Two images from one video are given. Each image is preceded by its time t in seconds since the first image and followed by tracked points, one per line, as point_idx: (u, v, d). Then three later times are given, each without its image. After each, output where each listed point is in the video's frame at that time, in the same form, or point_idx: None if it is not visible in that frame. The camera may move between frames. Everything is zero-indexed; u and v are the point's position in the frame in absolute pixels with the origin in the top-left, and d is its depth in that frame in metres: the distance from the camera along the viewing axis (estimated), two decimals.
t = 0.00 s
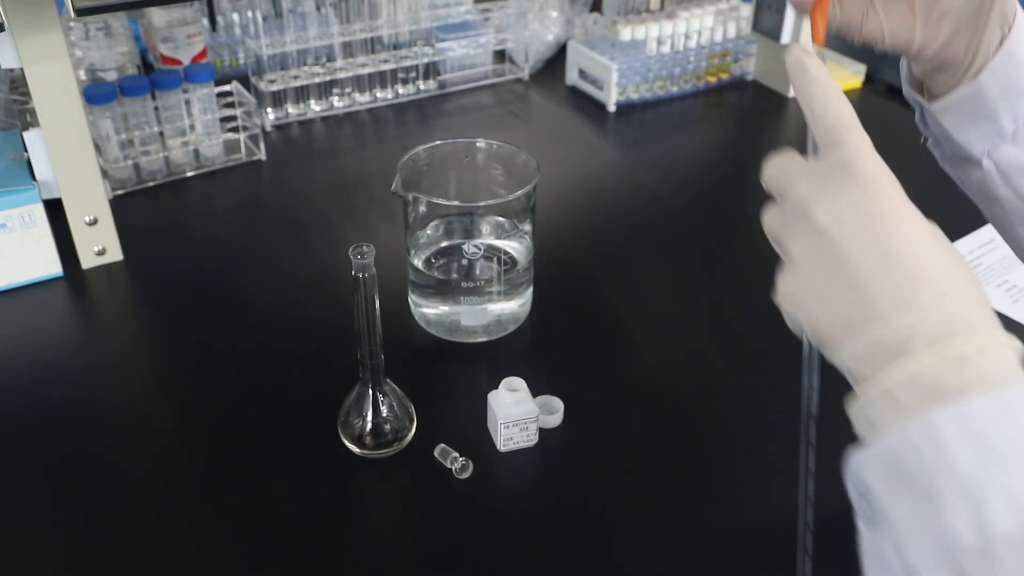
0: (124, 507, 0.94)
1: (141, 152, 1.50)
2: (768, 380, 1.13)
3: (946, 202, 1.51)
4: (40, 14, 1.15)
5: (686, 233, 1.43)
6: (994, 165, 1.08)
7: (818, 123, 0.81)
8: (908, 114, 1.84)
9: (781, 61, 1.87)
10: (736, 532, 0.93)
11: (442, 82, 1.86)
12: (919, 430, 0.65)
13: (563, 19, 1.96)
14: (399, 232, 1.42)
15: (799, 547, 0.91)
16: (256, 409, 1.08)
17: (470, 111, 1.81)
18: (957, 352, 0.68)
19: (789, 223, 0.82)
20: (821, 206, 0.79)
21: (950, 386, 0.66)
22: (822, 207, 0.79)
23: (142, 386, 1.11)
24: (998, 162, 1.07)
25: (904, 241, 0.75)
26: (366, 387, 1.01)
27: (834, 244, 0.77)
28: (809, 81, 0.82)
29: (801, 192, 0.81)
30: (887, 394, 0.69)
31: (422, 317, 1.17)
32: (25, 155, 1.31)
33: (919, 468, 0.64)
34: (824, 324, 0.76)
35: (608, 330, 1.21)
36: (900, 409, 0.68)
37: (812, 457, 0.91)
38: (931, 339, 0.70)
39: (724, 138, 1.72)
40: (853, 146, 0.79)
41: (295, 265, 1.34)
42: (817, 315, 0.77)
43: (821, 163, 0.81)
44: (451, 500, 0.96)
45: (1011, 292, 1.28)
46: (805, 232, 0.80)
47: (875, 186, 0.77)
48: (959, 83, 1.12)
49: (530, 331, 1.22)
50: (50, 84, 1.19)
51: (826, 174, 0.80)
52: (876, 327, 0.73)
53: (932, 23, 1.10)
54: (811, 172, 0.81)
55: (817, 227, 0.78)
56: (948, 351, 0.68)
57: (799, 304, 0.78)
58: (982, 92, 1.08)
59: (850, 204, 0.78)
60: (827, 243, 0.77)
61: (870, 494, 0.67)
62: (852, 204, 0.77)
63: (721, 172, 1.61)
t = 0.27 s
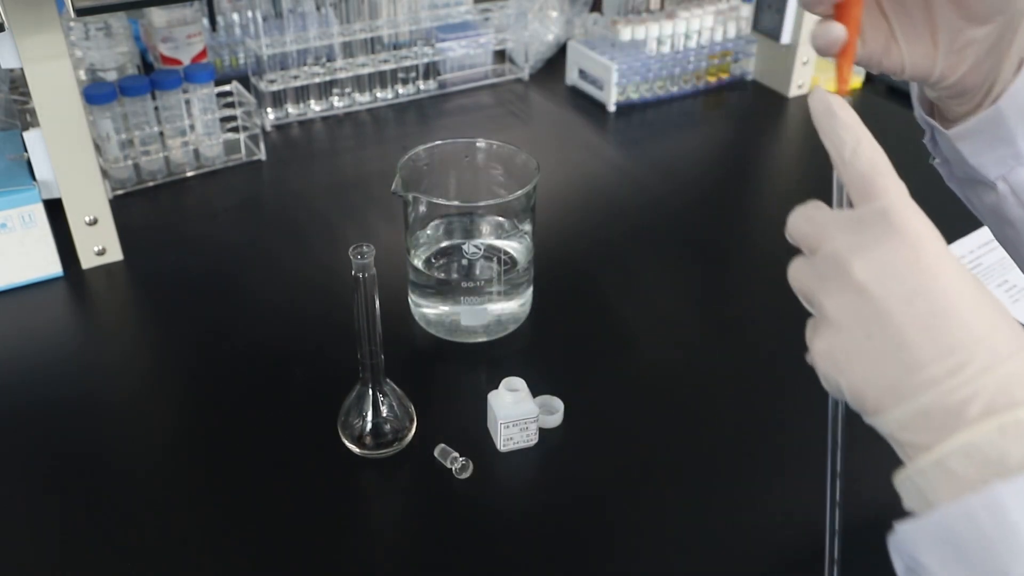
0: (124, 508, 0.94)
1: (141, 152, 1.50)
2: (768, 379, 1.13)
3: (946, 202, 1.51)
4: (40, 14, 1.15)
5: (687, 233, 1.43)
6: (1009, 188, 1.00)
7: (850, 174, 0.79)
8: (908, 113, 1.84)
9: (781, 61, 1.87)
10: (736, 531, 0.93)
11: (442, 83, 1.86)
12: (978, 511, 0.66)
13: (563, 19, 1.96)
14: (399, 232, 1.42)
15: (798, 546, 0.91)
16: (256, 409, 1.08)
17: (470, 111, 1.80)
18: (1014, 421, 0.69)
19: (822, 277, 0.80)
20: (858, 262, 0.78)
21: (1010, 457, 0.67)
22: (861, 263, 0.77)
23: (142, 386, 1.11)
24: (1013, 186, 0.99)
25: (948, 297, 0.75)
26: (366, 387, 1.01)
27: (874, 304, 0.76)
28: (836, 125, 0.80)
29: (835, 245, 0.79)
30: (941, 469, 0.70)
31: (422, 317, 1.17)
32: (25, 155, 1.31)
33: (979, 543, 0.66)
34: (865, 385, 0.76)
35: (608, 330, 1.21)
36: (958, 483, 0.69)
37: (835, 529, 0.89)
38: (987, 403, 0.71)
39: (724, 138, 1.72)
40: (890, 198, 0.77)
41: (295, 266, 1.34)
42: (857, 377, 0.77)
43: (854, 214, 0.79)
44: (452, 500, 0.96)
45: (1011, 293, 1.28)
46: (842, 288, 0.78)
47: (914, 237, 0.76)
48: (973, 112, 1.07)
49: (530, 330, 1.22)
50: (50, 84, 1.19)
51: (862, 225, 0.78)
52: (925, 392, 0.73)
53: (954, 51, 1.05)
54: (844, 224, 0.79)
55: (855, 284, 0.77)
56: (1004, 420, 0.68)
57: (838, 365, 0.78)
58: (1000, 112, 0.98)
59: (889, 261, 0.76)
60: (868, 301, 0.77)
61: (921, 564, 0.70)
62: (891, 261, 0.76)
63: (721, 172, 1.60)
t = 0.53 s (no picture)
0: (124, 508, 0.94)
1: (141, 152, 1.50)
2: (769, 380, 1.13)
3: (946, 202, 1.52)
4: (40, 13, 1.15)
5: (687, 233, 1.43)
6: (1012, 196, 1.05)
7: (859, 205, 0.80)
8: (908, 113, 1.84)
9: (781, 61, 1.87)
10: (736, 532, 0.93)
11: (442, 82, 1.86)
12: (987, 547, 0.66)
13: (563, 19, 1.96)
14: (399, 232, 1.42)
15: (798, 546, 0.91)
16: (256, 410, 1.08)
17: (470, 110, 1.81)
18: None
19: (833, 310, 0.81)
20: (869, 297, 0.79)
21: None
22: (872, 296, 0.78)
23: (142, 386, 1.11)
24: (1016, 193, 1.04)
25: (961, 333, 0.75)
26: (366, 387, 1.01)
27: (885, 338, 0.77)
28: (844, 155, 0.81)
29: (846, 277, 0.80)
30: (953, 505, 0.70)
31: (422, 317, 1.17)
32: (25, 155, 1.31)
33: None
34: (880, 424, 0.76)
35: (608, 330, 1.21)
36: (972, 518, 0.69)
37: (841, 553, 0.85)
38: (1006, 437, 0.71)
39: (724, 138, 1.72)
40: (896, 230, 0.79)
41: (295, 266, 1.34)
42: (873, 412, 0.76)
43: (864, 247, 0.80)
44: (451, 500, 0.96)
45: (1011, 292, 1.28)
46: (852, 323, 0.79)
47: (925, 271, 0.77)
48: (978, 121, 1.10)
49: (530, 330, 1.22)
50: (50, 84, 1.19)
51: (872, 256, 0.79)
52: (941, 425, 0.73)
53: (960, 66, 1.06)
54: (854, 255, 0.81)
55: (866, 318, 0.78)
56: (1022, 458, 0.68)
57: (847, 401, 0.78)
58: (1005, 125, 1.03)
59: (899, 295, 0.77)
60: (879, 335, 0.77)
61: None
62: (900, 293, 0.77)
63: (722, 172, 1.60)
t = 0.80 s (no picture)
0: (123, 508, 0.94)
1: (141, 152, 1.50)
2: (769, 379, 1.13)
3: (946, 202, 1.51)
4: (39, 13, 1.15)
5: (687, 233, 1.43)
6: (990, 157, 0.96)
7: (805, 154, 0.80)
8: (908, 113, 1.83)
9: (781, 61, 1.87)
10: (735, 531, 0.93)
11: (442, 83, 1.86)
12: (954, 466, 0.64)
13: (563, 19, 1.96)
14: (399, 232, 1.42)
15: (798, 545, 0.91)
16: (256, 410, 1.08)
17: (470, 110, 1.80)
18: (991, 381, 0.69)
19: (789, 249, 0.81)
20: (823, 230, 0.79)
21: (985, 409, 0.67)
22: (826, 235, 0.79)
23: (143, 386, 1.11)
24: (993, 154, 0.95)
25: (917, 268, 0.76)
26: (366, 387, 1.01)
27: (843, 276, 0.77)
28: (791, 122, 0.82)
29: (800, 218, 0.80)
30: (908, 429, 0.69)
31: (422, 317, 1.17)
32: (25, 155, 1.31)
33: (944, 491, 0.64)
34: (832, 356, 0.78)
35: (607, 330, 1.21)
36: (919, 435, 0.68)
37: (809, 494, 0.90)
38: (961, 366, 0.70)
39: (724, 138, 1.72)
40: (852, 165, 0.80)
41: (294, 266, 1.34)
42: (823, 346, 0.78)
43: (818, 192, 0.81)
44: (452, 500, 0.96)
45: (1011, 292, 1.28)
46: (802, 255, 0.80)
47: (878, 210, 0.78)
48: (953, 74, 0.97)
49: (530, 330, 1.22)
50: (50, 84, 1.19)
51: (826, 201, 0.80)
52: (893, 353, 0.74)
53: (932, 12, 0.97)
54: (803, 199, 0.81)
55: (818, 252, 0.79)
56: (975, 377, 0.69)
57: (803, 339, 0.79)
58: (980, 80, 0.93)
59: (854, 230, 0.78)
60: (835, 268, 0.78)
61: (888, 527, 0.67)
62: (854, 229, 0.78)
63: (722, 172, 1.60)
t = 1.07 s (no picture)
0: (122, 508, 0.94)
1: (141, 152, 1.50)
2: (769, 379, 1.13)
3: (946, 202, 1.51)
4: (39, 14, 1.15)
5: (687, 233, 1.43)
6: (957, 92, 1.10)
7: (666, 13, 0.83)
8: (908, 113, 1.83)
9: (781, 61, 1.87)
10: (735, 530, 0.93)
11: (442, 83, 1.86)
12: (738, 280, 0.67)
13: (563, 19, 1.96)
14: (399, 231, 1.42)
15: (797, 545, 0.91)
16: (255, 410, 1.08)
17: (470, 110, 1.81)
18: (779, 213, 0.71)
19: (637, 87, 0.85)
20: (665, 66, 0.83)
21: (761, 245, 0.68)
22: (667, 78, 0.82)
23: (142, 386, 1.11)
24: (961, 89, 1.09)
25: (740, 113, 0.79)
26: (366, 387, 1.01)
27: (674, 110, 0.82)
28: None
29: (651, 61, 0.84)
30: (715, 258, 0.71)
31: (422, 317, 1.17)
32: (25, 155, 1.31)
33: (742, 319, 0.65)
34: (662, 180, 0.82)
35: (607, 330, 1.21)
36: (721, 264, 0.70)
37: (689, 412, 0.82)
38: (757, 208, 0.72)
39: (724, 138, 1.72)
40: (704, 14, 0.82)
41: (295, 266, 1.34)
42: (652, 169, 0.83)
43: (671, 33, 0.83)
44: (452, 500, 0.96)
45: (1011, 292, 1.28)
46: (650, 99, 0.84)
47: (714, 62, 0.81)
48: None
49: (530, 330, 1.22)
50: (50, 84, 1.19)
51: (676, 49, 0.83)
52: (698, 183, 0.78)
53: None
54: (659, 45, 0.84)
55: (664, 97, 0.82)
56: (768, 215, 0.71)
57: (640, 160, 0.84)
58: (944, 18, 1.07)
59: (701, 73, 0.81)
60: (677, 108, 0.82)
61: (695, 363, 0.68)
62: (693, 65, 0.81)
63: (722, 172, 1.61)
